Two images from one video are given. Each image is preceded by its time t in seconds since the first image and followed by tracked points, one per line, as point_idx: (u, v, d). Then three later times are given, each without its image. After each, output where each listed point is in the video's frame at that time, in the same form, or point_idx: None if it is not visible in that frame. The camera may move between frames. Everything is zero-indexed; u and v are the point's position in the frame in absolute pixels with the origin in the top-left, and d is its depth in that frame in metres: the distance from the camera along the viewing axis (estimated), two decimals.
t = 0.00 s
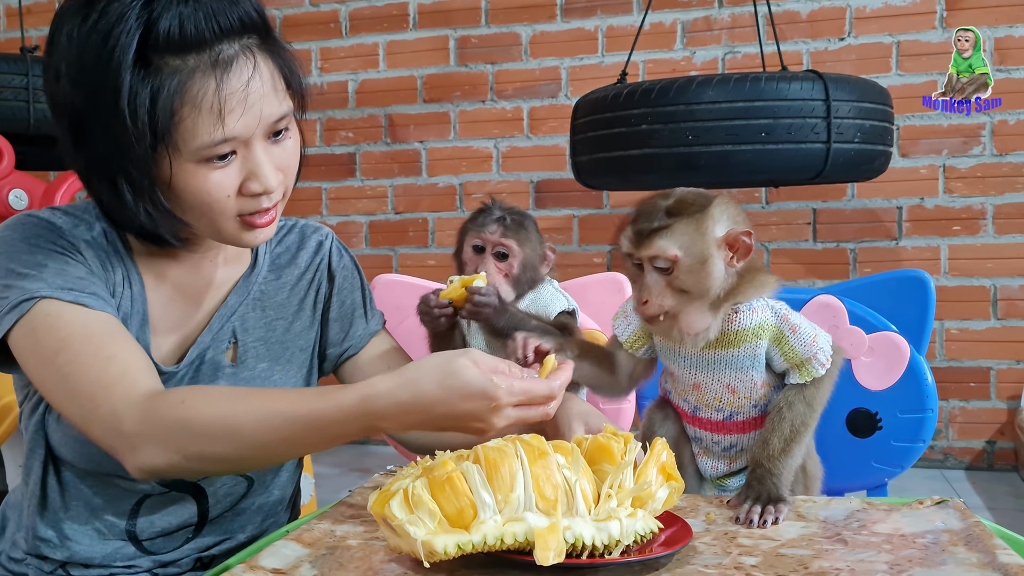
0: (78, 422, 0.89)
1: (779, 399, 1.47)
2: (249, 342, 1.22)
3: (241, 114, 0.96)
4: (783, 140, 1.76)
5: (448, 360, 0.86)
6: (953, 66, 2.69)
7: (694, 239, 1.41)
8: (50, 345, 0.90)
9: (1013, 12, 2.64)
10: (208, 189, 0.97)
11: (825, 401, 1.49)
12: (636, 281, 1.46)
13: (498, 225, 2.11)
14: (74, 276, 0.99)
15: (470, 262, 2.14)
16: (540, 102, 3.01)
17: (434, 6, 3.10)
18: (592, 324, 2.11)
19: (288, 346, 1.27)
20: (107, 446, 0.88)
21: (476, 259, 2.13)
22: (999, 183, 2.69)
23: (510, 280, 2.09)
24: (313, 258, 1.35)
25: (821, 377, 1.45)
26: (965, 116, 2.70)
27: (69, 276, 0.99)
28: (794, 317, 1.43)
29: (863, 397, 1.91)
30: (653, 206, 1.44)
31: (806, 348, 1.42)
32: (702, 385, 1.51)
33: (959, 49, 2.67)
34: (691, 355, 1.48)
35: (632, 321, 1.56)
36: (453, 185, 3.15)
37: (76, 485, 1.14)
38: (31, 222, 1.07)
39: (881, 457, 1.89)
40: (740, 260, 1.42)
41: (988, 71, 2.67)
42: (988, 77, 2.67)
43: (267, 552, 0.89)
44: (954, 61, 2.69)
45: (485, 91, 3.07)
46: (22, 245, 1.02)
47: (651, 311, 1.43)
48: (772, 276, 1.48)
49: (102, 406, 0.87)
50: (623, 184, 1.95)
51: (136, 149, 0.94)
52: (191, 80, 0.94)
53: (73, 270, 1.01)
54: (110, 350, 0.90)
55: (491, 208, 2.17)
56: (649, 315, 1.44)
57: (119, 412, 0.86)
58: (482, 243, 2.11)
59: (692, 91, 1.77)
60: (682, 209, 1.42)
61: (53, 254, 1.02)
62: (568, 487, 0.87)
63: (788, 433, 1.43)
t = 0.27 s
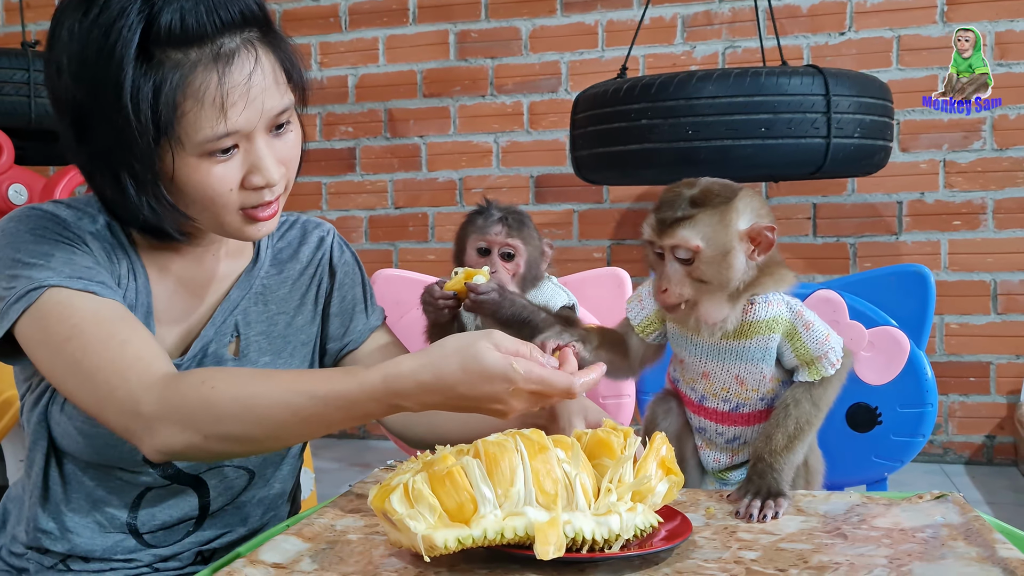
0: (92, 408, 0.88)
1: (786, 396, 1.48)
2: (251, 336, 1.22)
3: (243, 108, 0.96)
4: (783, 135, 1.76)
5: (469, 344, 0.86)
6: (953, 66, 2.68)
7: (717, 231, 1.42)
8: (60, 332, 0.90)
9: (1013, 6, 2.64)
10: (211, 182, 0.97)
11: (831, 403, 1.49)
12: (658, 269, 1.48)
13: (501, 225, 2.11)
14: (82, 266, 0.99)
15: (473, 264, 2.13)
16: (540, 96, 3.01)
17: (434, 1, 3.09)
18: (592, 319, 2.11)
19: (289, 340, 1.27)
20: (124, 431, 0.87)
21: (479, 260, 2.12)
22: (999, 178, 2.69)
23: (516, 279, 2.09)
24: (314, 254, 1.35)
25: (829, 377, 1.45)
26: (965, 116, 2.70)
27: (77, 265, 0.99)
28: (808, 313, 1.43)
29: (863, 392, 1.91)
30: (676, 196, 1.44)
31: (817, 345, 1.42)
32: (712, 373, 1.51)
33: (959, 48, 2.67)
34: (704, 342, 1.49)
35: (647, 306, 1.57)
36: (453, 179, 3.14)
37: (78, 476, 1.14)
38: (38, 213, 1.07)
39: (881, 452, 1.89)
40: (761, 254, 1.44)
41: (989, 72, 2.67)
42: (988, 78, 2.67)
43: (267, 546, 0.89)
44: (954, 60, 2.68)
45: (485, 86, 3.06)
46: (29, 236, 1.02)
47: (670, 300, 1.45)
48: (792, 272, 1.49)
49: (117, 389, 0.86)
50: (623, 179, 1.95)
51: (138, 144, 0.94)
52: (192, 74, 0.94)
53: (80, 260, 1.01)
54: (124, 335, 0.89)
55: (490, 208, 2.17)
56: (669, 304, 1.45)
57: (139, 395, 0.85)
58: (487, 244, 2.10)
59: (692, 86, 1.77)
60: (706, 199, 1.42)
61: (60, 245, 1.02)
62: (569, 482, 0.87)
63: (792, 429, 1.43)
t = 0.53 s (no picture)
0: (101, 403, 0.88)
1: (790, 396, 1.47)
2: (254, 335, 1.22)
3: (238, 108, 0.96)
4: (784, 134, 1.76)
5: (479, 342, 0.85)
6: (954, 65, 2.68)
7: (717, 231, 1.41)
8: (67, 329, 0.90)
9: (1013, 6, 2.64)
10: (207, 182, 0.97)
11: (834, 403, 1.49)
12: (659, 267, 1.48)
13: (499, 223, 2.10)
14: (87, 263, 1.00)
15: (473, 263, 2.12)
16: (541, 96, 3.01)
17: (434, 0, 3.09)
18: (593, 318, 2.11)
19: (290, 340, 1.28)
20: (133, 425, 0.87)
21: (478, 259, 2.11)
22: (1000, 177, 2.69)
23: (516, 276, 2.09)
24: (317, 253, 1.35)
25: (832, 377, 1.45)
26: (965, 116, 2.70)
27: (83, 263, 0.99)
28: (813, 313, 1.43)
29: (864, 392, 1.91)
30: (679, 194, 1.45)
31: (821, 346, 1.42)
32: (715, 372, 1.51)
33: (960, 48, 2.67)
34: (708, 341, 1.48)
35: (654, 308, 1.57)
36: (453, 179, 3.14)
37: (79, 474, 1.14)
38: (42, 211, 1.07)
39: (881, 451, 1.89)
40: (762, 255, 1.42)
41: (989, 72, 2.66)
42: (989, 78, 2.67)
43: (268, 545, 0.89)
44: (955, 60, 2.68)
45: (485, 85, 3.06)
46: (34, 233, 1.02)
47: (672, 298, 1.45)
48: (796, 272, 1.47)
49: (129, 383, 0.86)
50: (623, 178, 1.95)
51: (133, 143, 0.94)
52: (188, 74, 0.94)
53: (85, 257, 1.01)
54: (132, 330, 0.90)
55: (488, 206, 2.17)
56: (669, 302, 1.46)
57: (147, 388, 0.85)
58: (485, 244, 2.10)
59: (692, 85, 1.77)
60: (708, 199, 1.42)
61: (65, 242, 1.02)
62: (569, 481, 0.87)
63: (794, 429, 1.43)
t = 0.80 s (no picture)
0: (105, 404, 0.88)
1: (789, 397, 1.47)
2: (255, 336, 1.22)
3: (234, 109, 0.96)
4: (784, 133, 1.76)
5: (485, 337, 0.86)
6: (953, 65, 2.69)
7: (698, 231, 1.40)
8: (70, 330, 0.90)
9: (1012, 6, 2.64)
10: (204, 183, 0.97)
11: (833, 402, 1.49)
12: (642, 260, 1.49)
13: (493, 217, 2.12)
14: (89, 263, 0.99)
15: (468, 258, 2.13)
16: (540, 96, 3.01)
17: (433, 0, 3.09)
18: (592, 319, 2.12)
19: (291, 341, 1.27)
20: (137, 426, 0.87)
21: (473, 254, 2.12)
22: (999, 177, 2.69)
23: (508, 270, 2.08)
24: (317, 254, 1.35)
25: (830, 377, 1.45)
26: (965, 116, 2.70)
27: (85, 264, 0.99)
28: (808, 314, 1.43)
29: (864, 392, 1.91)
30: (666, 192, 1.46)
31: (817, 347, 1.41)
32: (712, 376, 1.51)
33: (959, 48, 2.67)
34: (705, 344, 1.48)
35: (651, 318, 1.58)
36: (453, 179, 3.14)
37: (80, 475, 1.14)
38: (41, 212, 1.07)
39: (881, 452, 1.89)
40: (744, 260, 1.40)
41: (988, 72, 2.67)
42: (988, 78, 2.67)
43: (268, 545, 0.89)
44: (954, 60, 2.68)
45: (485, 86, 3.06)
46: (35, 234, 1.02)
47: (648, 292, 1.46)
48: (788, 273, 1.43)
49: (134, 383, 0.85)
50: (622, 178, 1.94)
51: (129, 145, 0.94)
52: (183, 75, 0.94)
53: (87, 258, 1.00)
54: (136, 330, 0.89)
55: (486, 202, 2.18)
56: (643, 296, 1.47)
57: (152, 388, 0.85)
58: (478, 239, 2.12)
59: (692, 84, 1.77)
60: (695, 199, 1.43)
61: (66, 243, 1.02)
62: (569, 481, 0.87)
63: (793, 429, 1.43)
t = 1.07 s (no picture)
0: (83, 408, 0.88)
1: (781, 395, 1.47)
2: (254, 337, 1.22)
3: (239, 110, 0.96)
4: (786, 131, 1.76)
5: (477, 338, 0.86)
6: (953, 65, 2.69)
7: (668, 237, 1.45)
8: (59, 334, 0.90)
9: (1012, 6, 2.64)
10: (207, 183, 0.97)
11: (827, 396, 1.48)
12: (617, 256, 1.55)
13: (489, 223, 2.11)
14: (82, 268, 1.00)
15: (467, 265, 2.13)
16: (540, 96, 3.01)
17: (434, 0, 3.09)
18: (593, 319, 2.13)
19: (292, 342, 1.27)
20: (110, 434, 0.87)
21: (471, 261, 2.12)
22: (999, 177, 2.69)
23: (507, 276, 2.08)
24: (318, 255, 1.35)
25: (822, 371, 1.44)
26: (965, 116, 2.70)
27: (78, 268, 0.99)
28: (791, 311, 1.41)
29: (864, 392, 1.91)
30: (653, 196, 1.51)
31: (803, 343, 1.40)
32: (699, 379, 1.51)
33: (959, 48, 2.67)
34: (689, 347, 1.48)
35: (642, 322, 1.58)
36: (453, 179, 3.14)
37: (81, 476, 1.15)
38: (39, 214, 1.07)
39: (881, 452, 1.89)
40: (705, 280, 1.42)
41: (988, 72, 2.67)
42: (988, 78, 2.67)
43: (268, 545, 0.89)
44: (954, 60, 2.68)
45: (485, 86, 3.06)
46: (31, 237, 1.02)
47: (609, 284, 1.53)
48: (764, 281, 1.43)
49: (111, 390, 0.86)
50: (623, 177, 1.95)
51: (134, 143, 0.94)
52: (190, 75, 0.94)
53: (81, 261, 1.01)
54: (121, 338, 0.91)
55: (480, 207, 2.17)
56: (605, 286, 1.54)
57: (127, 395, 0.86)
58: (476, 246, 2.11)
59: (693, 82, 1.77)
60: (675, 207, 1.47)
61: (60, 246, 1.02)
62: (569, 481, 0.87)
63: (788, 427, 1.43)
